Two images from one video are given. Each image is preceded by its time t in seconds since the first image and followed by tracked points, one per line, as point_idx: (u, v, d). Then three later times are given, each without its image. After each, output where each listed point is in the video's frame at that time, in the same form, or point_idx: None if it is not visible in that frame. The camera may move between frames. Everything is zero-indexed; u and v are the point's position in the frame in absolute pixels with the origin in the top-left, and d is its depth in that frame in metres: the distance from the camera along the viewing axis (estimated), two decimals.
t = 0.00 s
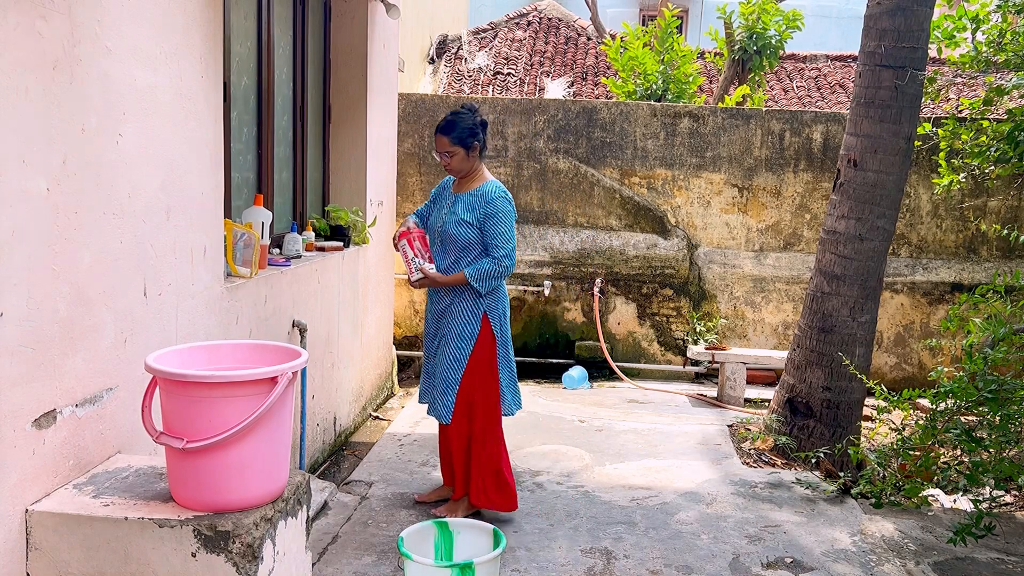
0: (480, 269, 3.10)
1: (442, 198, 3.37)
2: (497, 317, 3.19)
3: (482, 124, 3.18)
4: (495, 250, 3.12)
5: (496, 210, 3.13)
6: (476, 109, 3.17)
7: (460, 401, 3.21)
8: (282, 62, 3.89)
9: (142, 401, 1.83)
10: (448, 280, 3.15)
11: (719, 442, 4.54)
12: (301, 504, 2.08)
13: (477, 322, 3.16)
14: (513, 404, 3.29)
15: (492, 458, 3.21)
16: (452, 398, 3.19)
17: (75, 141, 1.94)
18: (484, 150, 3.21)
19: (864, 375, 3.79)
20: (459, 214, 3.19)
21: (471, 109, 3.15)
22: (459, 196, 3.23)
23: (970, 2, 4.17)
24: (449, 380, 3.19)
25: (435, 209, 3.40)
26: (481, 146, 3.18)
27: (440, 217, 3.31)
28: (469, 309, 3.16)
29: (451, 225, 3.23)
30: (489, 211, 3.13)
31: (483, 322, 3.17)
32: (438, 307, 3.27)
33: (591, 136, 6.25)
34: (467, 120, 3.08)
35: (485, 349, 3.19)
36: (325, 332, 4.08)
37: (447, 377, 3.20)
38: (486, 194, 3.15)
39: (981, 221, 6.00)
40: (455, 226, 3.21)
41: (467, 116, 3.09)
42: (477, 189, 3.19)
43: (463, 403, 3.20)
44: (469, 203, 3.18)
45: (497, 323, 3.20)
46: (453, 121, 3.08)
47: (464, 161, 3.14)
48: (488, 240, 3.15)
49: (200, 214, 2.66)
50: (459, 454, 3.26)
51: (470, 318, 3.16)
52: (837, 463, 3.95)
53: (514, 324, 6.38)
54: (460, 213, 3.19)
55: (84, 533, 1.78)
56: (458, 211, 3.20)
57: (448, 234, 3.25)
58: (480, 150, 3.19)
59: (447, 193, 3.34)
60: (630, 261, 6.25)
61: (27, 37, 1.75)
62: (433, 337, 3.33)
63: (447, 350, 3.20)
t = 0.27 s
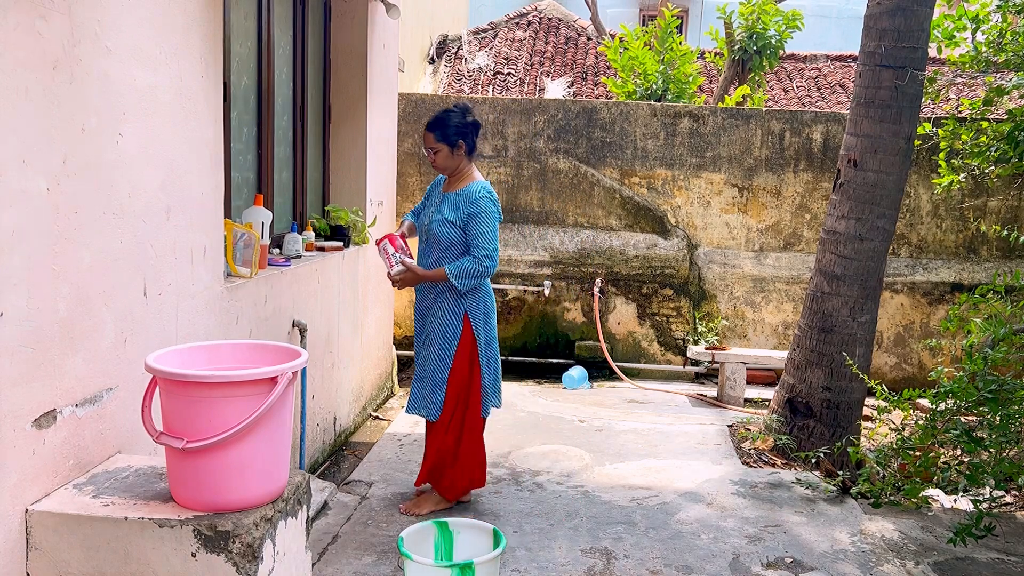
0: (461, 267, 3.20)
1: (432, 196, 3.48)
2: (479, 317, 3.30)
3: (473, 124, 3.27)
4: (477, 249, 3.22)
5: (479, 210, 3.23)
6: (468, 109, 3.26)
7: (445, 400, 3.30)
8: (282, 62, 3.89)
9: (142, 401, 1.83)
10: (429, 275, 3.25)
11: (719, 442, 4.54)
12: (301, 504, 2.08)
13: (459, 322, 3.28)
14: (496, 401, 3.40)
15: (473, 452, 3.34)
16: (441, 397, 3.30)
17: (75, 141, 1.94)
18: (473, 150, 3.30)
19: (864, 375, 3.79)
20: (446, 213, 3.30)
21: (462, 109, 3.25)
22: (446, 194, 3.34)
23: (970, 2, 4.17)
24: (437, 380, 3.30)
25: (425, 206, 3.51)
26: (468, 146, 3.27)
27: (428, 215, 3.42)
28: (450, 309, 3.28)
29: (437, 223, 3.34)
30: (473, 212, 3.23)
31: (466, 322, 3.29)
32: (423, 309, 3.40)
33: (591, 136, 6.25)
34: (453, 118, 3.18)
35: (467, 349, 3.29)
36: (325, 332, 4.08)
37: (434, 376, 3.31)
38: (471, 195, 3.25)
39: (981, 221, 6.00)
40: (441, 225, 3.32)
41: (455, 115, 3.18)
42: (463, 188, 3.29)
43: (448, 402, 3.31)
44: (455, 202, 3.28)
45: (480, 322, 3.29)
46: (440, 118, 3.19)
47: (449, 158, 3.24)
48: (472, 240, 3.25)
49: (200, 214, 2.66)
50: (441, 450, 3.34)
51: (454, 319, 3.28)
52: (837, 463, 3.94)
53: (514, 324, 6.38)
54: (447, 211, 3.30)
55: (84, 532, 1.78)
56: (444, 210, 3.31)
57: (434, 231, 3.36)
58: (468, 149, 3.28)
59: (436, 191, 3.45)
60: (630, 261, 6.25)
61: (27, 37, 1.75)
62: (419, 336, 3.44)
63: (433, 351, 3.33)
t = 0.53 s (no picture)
0: (439, 272, 3.21)
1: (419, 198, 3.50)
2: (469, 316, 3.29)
3: (458, 126, 3.27)
4: (455, 251, 3.21)
5: (457, 212, 3.22)
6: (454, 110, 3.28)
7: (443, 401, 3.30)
8: (282, 62, 3.89)
9: (142, 401, 1.83)
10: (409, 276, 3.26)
11: (719, 442, 4.54)
12: (301, 504, 2.08)
13: (450, 323, 3.28)
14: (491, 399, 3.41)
15: (475, 450, 3.34)
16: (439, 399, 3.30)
17: (75, 142, 1.94)
18: (456, 151, 3.30)
19: (864, 375, 3.79)
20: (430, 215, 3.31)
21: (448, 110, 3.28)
22: (431, 196, 3.36)
23: (969, 2, 4.17)
24: (436, 382, 3.30)
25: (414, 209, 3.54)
26: (450, 147, 3.28)
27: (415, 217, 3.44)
28: (439, 311, 3.29)
29: (422, 225, 3.35)
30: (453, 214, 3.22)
31: (455, 323, 3.28)
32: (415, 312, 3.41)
33: (591, 136, 6.25)
34: (436, 118, 3.22)
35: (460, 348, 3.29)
36: (325, 332, 4.08)
37: (432, 379, 3.31)
38: (452, 196, 3.25)
39: (981, 221, 6.00)
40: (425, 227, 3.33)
41: (437, 115, 3.21)
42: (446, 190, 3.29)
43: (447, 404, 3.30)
44: (438, 204, 3.29)
45: (470, 322, 3.29)
46: (424, 117, 3.23)
47: (429, 157, 3.28)
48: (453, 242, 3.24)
49: (200, 214, 2.66)
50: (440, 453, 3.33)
51: (443, 319, 3.28)
52: (837, 463, 3.94)
53: (514, 324, 6.37)
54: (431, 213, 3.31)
55: (84, 532, 1.78)
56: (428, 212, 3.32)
57: (419, 234, 3.37)
58: (450, 151, 3.29)
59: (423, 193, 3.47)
60: (630, 261, 6.25)
61: (27, 37, 1.75)
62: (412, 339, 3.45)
63: (428, 354, 3.33)
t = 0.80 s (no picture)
0: (417, 266, 3.22)
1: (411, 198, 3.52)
2: (461, 313, 3.30)
3: (448, 126, 3.26)
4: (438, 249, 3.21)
5: (443, 213, 3.21)
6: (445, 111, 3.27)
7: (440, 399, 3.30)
8: (283, 62, 3.89)
9: (143, 401, 1.83)
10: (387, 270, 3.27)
11: (719, 442, 4.54)
12: (301, 504, 2.08)
13: (443, 321, 3.28)
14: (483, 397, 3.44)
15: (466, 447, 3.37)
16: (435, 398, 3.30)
17: (75, 141, 1.94)
18: (445, 152, 3.30)
19: (864, 375, 3.79)
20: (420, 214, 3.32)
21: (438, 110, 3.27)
22: (422, 195, 3.37)
23: (969, 2, 4.17)
24: (429, 381, 3.30)
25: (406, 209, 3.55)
26: (439, 147, 3.28)
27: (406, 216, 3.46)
28: (431, 309, 3.29)
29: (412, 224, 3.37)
30: (439, 212, 3.23)
31: (448, 321, 3.29)
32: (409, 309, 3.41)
33: (591, 136, 6.25)
34: (426, 119, 3.22)
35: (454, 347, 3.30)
36: (325, 331, 4.08)
37: (426, 377, 3.31)
38: (440, 195, 3.25)
39: (982, 221, 6.00)
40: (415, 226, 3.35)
41: (427, 115, 3.22)
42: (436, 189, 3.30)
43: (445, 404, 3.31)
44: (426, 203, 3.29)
45: (462, 320, 3.29)
46: (414, 118, 3.24)
47: (418, 157, 3.29)
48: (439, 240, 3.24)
49: (200, 213, 2.66)
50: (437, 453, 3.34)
51: (436, 317, 3.28)
52: (837, 463, 3.94)
53: (514, 324, 6.37)
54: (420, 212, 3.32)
55: (84, 532, 1.78)
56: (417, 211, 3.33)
57: (410, 233, 3.39)
58: (439, 151, 3.29)
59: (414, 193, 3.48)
60: (630, 261, 6.25)
61: (27, 37, 1.75)
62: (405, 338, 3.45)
63: (421, 352, 3.33)
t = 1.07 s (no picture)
0: (388, 255, 3.21)
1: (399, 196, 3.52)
2: (452, 308, 3.34)
3: (442, 131, 3.29)
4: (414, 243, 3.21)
5: (429, 211, 3.23)
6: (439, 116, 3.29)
7: (431, 395, 3.30)
8: (283, 62, 3.89)
9: (143, 401, 1.83)
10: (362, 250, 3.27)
11: (720, 442, 4.54)
12: (301, 504, 2.08)
13: (434, 316, 3.30)
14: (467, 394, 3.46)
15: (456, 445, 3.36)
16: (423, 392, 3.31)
17: (75, 142, 1.94)
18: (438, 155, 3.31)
19: (864, 375, 3.79)
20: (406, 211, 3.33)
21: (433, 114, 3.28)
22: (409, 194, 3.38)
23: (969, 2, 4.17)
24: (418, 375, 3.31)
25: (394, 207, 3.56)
26: (433, 151, 3.29)
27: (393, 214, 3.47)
28: (424, 305, 3.30)
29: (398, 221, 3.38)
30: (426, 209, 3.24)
31: (439, 316, 3.31)
32: (394, 304, 3.40)
33: (591, 136, 6.25)
34: (420, 122, 3.23)
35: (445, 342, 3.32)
36: (325, 331, 4.08)
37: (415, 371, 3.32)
38: (428, 193, 3.27)
39: (982, 221, 6.00)
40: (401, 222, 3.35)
41: (422, 117, 3.23)
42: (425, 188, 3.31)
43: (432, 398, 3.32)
44: (414, 201, 3.30)
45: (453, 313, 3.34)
46: (408, 119, 3.24)
47: (412, 158, 3.29)
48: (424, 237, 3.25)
49: (200, 213, 2.66)
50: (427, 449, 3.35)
51: (427, 313, 3.30)
52: (837, 463, 3.94)
53: (514, 324, 6.37)
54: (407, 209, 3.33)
55: (84, 533, 1.78)
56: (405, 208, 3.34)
57: (396, 230, 3.39)
58: (432, 154, 3.30)
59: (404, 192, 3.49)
60: (630, 261, 6.25)
61: (27, 37, 1.75)
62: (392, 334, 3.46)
63: (410, 347, 3.33)
